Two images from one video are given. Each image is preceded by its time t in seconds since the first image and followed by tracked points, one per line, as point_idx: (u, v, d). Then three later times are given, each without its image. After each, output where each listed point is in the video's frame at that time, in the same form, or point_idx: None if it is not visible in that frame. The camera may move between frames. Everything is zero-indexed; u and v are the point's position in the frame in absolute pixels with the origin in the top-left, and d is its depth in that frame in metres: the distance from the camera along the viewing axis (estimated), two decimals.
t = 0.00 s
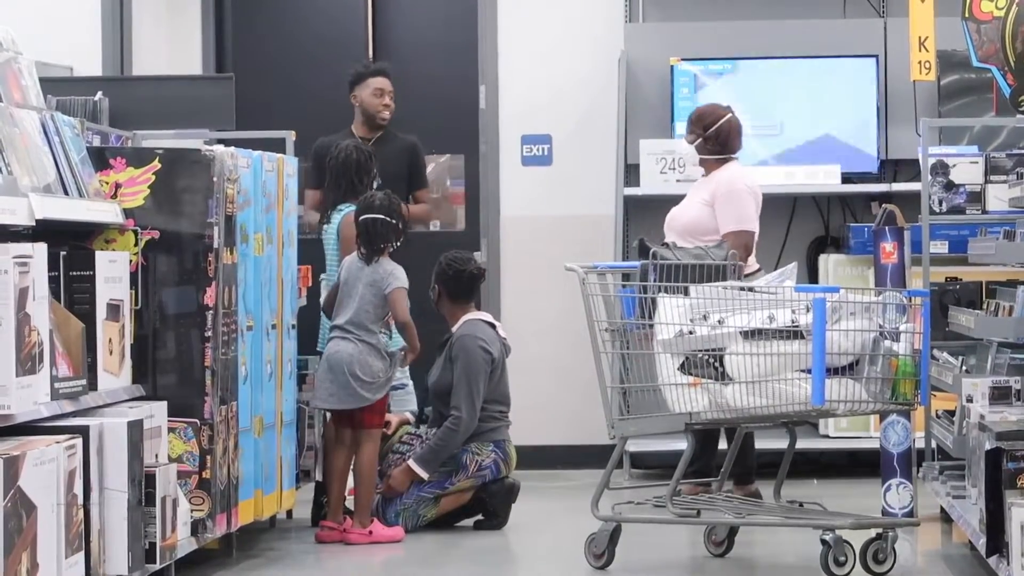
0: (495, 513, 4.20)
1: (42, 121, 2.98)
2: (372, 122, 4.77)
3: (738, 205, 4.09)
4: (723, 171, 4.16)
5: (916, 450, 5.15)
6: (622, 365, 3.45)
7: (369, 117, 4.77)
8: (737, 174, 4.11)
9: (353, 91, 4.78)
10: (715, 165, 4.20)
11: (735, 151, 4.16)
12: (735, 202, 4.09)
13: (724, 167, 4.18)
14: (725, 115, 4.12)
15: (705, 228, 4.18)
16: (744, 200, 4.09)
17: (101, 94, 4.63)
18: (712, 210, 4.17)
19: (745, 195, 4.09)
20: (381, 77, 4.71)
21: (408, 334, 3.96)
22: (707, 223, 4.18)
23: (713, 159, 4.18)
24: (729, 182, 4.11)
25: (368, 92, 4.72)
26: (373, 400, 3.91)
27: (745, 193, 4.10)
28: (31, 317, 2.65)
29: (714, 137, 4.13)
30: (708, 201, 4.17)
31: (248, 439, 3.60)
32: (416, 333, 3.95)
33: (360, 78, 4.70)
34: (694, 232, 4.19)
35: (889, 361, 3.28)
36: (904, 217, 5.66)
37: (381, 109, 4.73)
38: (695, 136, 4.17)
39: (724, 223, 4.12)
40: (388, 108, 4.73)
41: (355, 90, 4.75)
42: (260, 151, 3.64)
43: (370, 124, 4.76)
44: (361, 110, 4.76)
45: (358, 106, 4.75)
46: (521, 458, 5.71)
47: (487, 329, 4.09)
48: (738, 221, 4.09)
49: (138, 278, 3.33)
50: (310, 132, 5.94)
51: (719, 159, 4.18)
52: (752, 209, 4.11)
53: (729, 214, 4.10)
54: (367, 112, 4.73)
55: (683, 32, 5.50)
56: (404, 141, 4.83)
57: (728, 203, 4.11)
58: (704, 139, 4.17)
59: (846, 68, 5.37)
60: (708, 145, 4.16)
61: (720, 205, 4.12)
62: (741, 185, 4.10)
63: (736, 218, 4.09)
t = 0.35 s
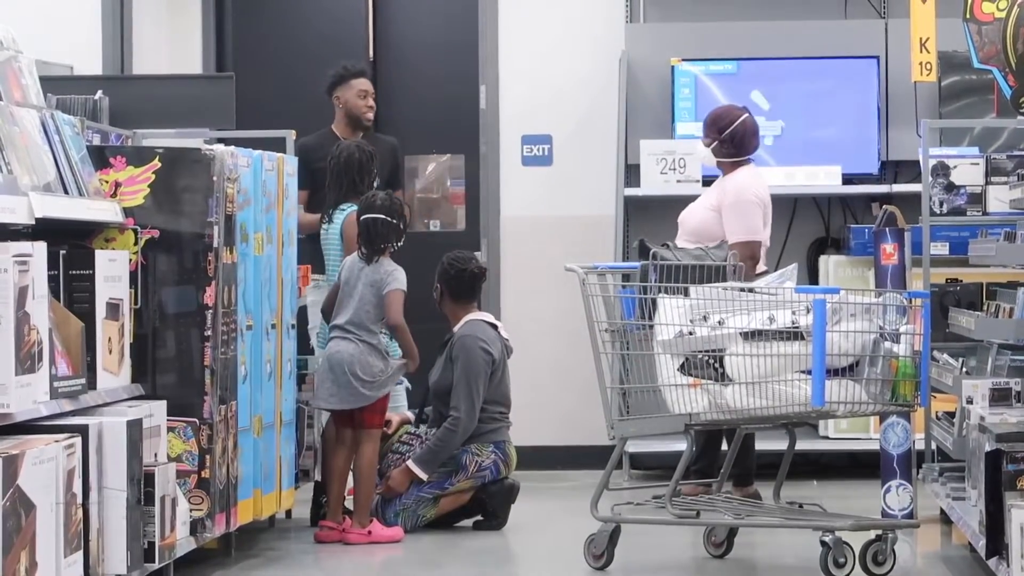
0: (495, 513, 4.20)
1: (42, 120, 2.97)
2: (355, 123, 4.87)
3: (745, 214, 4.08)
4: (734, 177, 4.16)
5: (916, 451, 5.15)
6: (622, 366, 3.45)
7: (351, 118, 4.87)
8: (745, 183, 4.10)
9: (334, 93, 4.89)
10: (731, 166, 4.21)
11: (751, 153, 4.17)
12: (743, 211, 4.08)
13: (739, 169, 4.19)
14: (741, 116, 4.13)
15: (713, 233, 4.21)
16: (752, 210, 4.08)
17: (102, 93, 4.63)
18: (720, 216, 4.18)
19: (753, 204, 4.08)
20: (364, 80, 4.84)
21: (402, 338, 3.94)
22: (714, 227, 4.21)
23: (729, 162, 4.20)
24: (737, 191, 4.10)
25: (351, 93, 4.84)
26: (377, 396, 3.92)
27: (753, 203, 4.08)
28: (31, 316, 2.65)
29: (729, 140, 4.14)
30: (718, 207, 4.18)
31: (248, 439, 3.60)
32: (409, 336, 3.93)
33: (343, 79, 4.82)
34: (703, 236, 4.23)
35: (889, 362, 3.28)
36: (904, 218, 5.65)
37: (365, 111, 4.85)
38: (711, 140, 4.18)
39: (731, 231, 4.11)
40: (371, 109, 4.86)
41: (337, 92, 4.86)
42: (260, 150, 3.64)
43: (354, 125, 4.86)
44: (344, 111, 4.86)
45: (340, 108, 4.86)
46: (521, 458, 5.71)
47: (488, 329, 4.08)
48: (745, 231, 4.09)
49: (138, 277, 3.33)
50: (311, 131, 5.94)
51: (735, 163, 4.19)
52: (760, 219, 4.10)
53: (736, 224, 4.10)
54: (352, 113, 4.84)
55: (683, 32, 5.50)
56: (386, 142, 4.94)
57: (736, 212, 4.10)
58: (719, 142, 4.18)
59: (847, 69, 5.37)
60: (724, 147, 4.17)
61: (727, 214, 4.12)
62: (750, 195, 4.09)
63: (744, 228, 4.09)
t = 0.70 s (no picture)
0: (495, 514, 4.20)
1: (43, 120, 2.98)
2: (351, 124, 4.88)
3: (749, 214, 4.07)
4: (739, 178, 4.15)
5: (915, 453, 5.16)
6: (621, 367, 3.46)
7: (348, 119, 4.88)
8: (750, 184, 4.09)
9: (329, 94, 4.89)
10: (734, 169, 4.21)
11: (755, 156, 4.17)
12: (747, 210, 4.07)
13: (742, 171, 4.20)
14: (744, 120, 4.12)
15: (716, 232, 4.21)
16: (756, 210, 4.07)
17: (102, 93, 4.63)
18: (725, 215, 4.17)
19: (757, 206, 4.07)
20: (360, 81, 4.85)
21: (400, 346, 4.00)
22: (717, 227, 4.20)
23: (732, 164, 4.20)
24: (742, 191, 4.09)
25: (347, 95, 4.84)
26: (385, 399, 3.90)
27: (757, 203, 4.07)
28: (32, 315, 2.66)
29: (733, 142, 4.14)
30: (721, 206, 4.18)
31: (248, 439, 3.60)
32: (408, 347, 4.00)
33: (338, 81, 4.83)
34: (705, 235, 4.24)
35: (888, 363, 3.29)
36: (904, 220, 5.66)
37: (360, 111, 4.85)
38: (715, 142, 4.18)
39: (734, 230, 4.10)
40: (367, 110, 4.86)
41: (332, 93, 4.87)
42: (260, 151, 3.64)
43: (350, 126, 4.86)
44: (340, 113, 4.87)
45: (337, 110, 4.87)
46: (521, 459, 5.71)
47: (489, 331, 4.09)
48: (748, 231, 4.07)
49: (139, 277, 3.33)
50: (311, 132, 5.94)
51: (739, 165, 4.19)
52: (763, 221, 4.09)
53: (740, 223, 4.08)
54: (347, 114, 4.85)
55: (683, 34, 5.50)
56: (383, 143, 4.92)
57: (740, 211, 4.09)
58: (723, 144, 4.19)
59: (847, 71, 5.38)
60: (729, 149, 4.17)
61: (731, 213, 4.10)
62: (754, 196, 4.08)
63: (747, 227, 4.07)
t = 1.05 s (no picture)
0: (495, 520, 4.20)
1: (44, 124, 2.98)
2: (359, 132, 4.86)
3: (744, 210, 4.10)
4: (729, 178, 4.17)
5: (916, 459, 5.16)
6: (622, 372, 3.46)
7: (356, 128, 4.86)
8: (744, 181, 4.12)
9: (338, 102, 4.88)
10: (719, 173, 4.23)
11: (739, 161, 4.18)
12: (741, 207, 4.10)
13: (728, 175, 4.21)
14: (730, 124, 4.15)
15: (711, 231, 4.21)
16: (752, 207, 4.10)
17: (103, 97, 4.64)
18: (719, 213, 4.18)
19: (751, 202, 4.10)
20: (369, 90, 4.85)
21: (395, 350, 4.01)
22: (711, 227, 4.20)
23: (718, 168, 4.21)
24: (736, 188, 4.12)
25: (356, 103, 4.83)
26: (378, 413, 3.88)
27: (753, 200, 4.10)
28: (33, 319, 2.66)
29: (719, 146, 4.15)
30: (713, 206, 4.18)
31: (249, 443, 3.60)
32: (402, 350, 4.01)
33: (348, 89, 4.82)
34: (700, 236, 4.23)
35: (889, 369, 3.29)
36: (905, 227, 5.66)
37: (369, 119, 4.84)
38: (700, 146, 4.19)
39: (729, 227, 4.12)
40: (375, 118, 4.85)
41: (341, 101, 4.85)
42: (261, 155, 3.65)
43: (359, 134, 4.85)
44: (348, 120, 4.85)
45: (345, 117, 4.85)
46: (521, 464, 5.71)
47: (490, 337, 4.08)
48: (744, 226, 4.10)
49: (140, 281, 3.34)
50: (312, 136, 5.96)
51: (724, 169, 4.21)
52: (758, 216, 4.12)
53: (736, 219, 4.10)
54: (356, 122, 4.83)
55: (684, 39, 5.51)
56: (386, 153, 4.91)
57: (735, 209, 4.11)
58: (709, 148, 4.20)
59: (849, 77, 5.38)
60: (713, 153, 4.18)
61: (726, 210, 4.12)
62: (748, 192, 4.11)
63: (743, 223, 4.09)
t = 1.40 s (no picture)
0: (502, 547, 4.18)
1: (51, 151, 2.96)
2: (341, 156, 4.88)
3: (744, 236, 4.11)
4: (726, 205, 4.19)
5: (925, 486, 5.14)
6: (629, 399, 3.44)
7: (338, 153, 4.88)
8: (742, 206, 4.14)
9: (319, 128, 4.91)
10: (714, 200, 4.25)
11: (733, 186, 4.20)
12: (740, 233, 4.11)
13: (723, 202, 4.24)
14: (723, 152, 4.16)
15: (714, 259, 4.21)
16: (751, 232, 4.11)
17: (110, 125, 4.68)
18: (718, 240, 4.19)
19: (751, 227, 4.12)
20: (347, 113, 4.87)
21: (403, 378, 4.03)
22: (714, 254, 4.21)
23: (712, 195, 4.24)
24: (735, 215, 4.14)
25: (335, 128, 4.85)
26: (381, 443, 3.87)
27: (752, 225, 4.12)
28: (39, 347, 2.65)
29: (712, 173, 4.17)
30: (713, 233, 4.20)
31: (256, 471, 3.60)
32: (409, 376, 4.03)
33: (326, 115, 4.85)
34: (702, 264, 4.22)
35: (897, 396, 3.29)
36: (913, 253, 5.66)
37: (349, 143, 4.85)
38: (693, 174, 4.20)
39: (730, 253, 4.13)
40: (356, 141, 4.87)
41: (321, 127, 4.88)
42: (268, 183, 3.66)
43: (341, 158, 4.87)
44: (329, 146, 4.87)
45: (326, 143, 4.88)
46: (528, 491, 5.70)
47: (497, 364, 4.06)
48: (744, 251, 4.11)
49: (146, 309, 3.34)
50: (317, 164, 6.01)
51: (718, 195, 4.23)
52: (759, 241, 4.13)
53: (736, 245, 4.11)
54: (336, 146, 4.85)
55: (691, 66, 5.52)
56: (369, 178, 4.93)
57: (736, 234, 4.13)
58: (701, 175, 4.21)
59: (855, 103, 5.40)
60: (707, 180, 4.20)
61: (727, 237, 4.14)
62: (746, 218, 4.13)
63: (744, 248, 4.11)
